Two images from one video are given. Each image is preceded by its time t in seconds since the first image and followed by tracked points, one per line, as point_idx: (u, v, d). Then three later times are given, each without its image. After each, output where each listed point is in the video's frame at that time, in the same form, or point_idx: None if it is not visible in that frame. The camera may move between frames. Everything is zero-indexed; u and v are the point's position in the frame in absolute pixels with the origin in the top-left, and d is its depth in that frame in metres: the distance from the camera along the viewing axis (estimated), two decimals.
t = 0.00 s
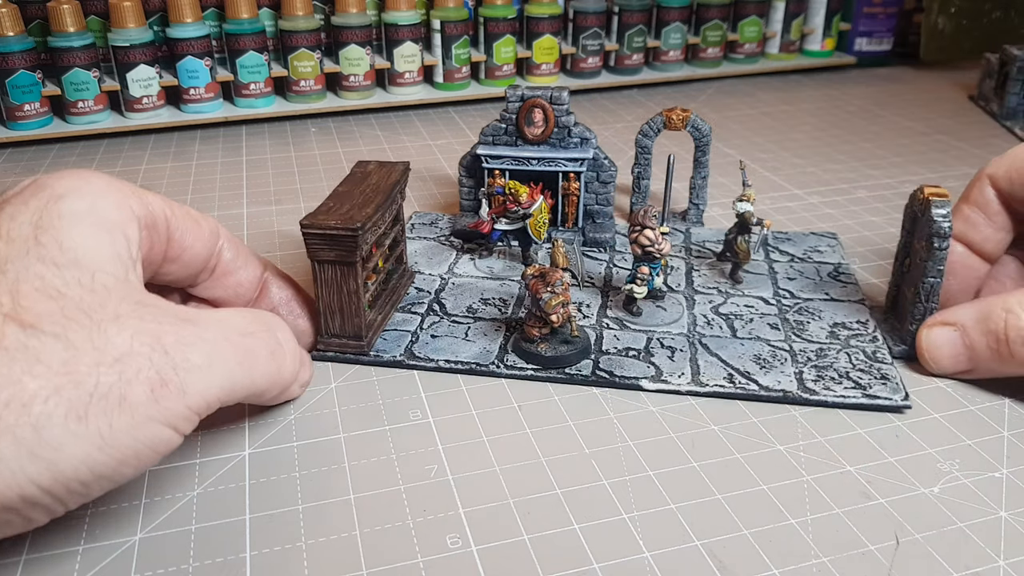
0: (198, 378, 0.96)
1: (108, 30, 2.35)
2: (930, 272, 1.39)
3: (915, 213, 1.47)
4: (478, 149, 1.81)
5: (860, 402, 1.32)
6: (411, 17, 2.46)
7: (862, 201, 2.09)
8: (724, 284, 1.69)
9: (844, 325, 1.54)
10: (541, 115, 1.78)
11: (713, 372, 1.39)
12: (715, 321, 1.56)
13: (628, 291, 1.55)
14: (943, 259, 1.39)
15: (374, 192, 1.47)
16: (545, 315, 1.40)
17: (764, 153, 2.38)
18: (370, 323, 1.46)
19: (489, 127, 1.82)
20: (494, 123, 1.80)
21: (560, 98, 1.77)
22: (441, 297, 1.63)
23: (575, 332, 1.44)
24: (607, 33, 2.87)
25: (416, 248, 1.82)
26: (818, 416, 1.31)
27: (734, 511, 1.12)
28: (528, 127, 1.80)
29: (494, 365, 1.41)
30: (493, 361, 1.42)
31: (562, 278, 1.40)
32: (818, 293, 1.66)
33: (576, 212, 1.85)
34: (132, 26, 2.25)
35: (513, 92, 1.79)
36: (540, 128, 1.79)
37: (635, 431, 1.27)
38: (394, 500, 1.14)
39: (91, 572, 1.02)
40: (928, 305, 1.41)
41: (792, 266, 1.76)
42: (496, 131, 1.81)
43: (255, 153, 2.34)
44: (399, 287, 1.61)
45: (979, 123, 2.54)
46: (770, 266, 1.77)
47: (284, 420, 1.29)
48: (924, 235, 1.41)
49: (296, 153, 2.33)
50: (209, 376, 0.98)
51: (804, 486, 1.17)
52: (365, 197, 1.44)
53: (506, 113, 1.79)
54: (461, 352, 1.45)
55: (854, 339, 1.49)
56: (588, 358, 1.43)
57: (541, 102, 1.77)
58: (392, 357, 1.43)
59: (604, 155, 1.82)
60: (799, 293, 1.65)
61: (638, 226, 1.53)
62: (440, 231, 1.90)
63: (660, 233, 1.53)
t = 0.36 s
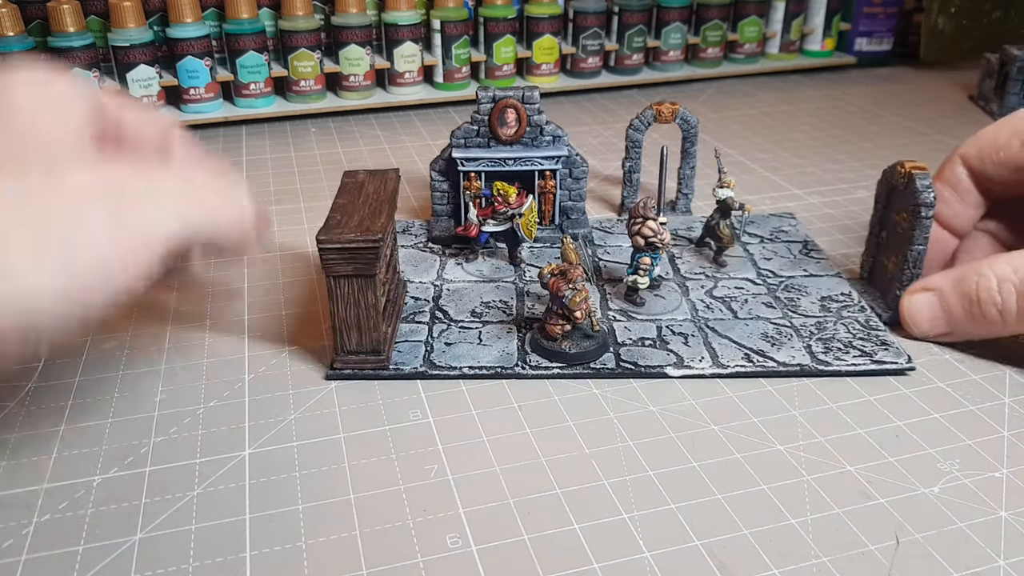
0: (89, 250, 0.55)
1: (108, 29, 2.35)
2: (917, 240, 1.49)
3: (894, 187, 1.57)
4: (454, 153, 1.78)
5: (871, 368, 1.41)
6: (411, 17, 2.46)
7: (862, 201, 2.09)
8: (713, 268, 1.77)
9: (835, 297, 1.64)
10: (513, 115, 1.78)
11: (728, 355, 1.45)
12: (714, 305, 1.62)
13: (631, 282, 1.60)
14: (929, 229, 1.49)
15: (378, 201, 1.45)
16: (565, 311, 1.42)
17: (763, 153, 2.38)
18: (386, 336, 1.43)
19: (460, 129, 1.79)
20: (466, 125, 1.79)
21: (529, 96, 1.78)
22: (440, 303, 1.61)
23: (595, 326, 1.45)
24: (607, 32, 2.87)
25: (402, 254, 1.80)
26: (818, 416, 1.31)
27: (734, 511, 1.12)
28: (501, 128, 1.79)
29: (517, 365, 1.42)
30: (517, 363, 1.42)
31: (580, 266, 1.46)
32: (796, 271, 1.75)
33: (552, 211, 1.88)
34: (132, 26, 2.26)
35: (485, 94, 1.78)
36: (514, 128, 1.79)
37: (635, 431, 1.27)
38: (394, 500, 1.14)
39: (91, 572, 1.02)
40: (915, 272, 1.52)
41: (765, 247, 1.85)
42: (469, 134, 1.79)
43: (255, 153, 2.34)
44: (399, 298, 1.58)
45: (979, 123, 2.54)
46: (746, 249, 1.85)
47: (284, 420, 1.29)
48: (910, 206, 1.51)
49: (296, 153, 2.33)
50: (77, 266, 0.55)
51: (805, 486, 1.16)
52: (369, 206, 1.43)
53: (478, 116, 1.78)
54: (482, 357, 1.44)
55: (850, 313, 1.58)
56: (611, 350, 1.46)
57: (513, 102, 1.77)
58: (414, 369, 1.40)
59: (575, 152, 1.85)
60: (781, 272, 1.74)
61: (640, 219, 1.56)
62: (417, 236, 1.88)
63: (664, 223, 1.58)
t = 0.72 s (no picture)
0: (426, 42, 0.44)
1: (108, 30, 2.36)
2: (918, 242, 1.49)
3: (897, 188, 1.57)
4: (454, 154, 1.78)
5: (871, 368, 1.41)
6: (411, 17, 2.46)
7: (862, 202, 2.08)
8: (712, 268, 1.77)
9: (835, 297, 1.64)
10: (514, 115, 1.78)
11: (728, 355, 1.45)
12: (714, 305, 1.62)
13: (631, 282, 1.60)
14: (930, 232, 1.49)
15: (377, 203, 1.45)
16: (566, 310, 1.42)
17: (764, 153, 2.38)
18: (386, 337, 1.43)
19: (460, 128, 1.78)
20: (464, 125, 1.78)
21: (529, 96, 1.78)
22: (440, 303, 1.61)
23: (594, 326, 1.45)
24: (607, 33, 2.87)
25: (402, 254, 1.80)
26: (818, 416, 1.31)
27: (734, 511, 1.12)
28: (501, 128, 1.79)
29: (518, 365, 1.42)
30: (517, 363, 1.42)
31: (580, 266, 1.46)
32: (796, 271, 1.75)
33: (552, 211, 1.88)
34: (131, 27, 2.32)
35: (485, 94, 1.78)
36: (514, 128, 1.79)
37: (635, 431, 1.27)
38: (394, 500, 1.14)
39: (91, 572, 1.02)
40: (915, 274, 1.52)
41: (765, 247, 1.85)
42: (469, 134, 1.79)
43: (256, 153, 2.34)
44: (399, 298, 1.58)
45: (980, 123, 2.54)
46: (745, 249, 1.85)
47: (284, 419, 1.29)
48: (911, 208, 1.50)
49: (296, 154, 2.33)
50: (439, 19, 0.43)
51: (804, 487, 1.16)
52: (367, 208, 1.42)
53: (478, 116, 1.77)
54: (483, 357, 1.44)
55: (849, 312, 1.58)
56: (611, 349, 1.46)
57: (513, 102, 1.77)
58: (414, 369, 1.40)
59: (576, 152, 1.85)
60: (781, 272, 1.75)
61: (639, 219, 1.56)
62: (416, 236, 1.88)
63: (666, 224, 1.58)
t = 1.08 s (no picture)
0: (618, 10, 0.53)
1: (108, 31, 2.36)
2: (918, 242, 1.49)
3: (897, 187, 1.57)
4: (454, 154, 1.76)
5: (871, 367, 1.41)
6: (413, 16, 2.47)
7: (862, 202, 2.08)
8: (712, 268, 1.77)
9: (835, 297, 1.64)
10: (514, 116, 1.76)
11: (728, 355, 1.45)
12: (714, 305, 1.62)
13: (631, 282, 1.60)
14: (930, 231, 1.49)
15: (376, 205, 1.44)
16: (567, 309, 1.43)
17: (763, 153, 2.38)
18: (386, 337, 1.43)
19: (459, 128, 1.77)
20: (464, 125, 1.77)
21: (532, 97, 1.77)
22: (440, 303, 1.61)
23: (595, 326, 1.46)
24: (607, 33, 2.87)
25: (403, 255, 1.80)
26: (819, 416, 1.31)
27: (735, 511, 1.12)
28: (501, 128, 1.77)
29: (517, 365, 1.42)
30: (517, 364, 1.42)
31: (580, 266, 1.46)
32: (796, 271, 1.75)
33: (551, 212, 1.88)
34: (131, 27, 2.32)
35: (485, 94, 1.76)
36: (514, 129, 1.76)
37: (635, 431, 1.27)
38: (394, 500, 1.14)
39: (91, 572, 1.02)
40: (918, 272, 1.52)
41: (764, 247, 1.85)
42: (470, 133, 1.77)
43: (257, 153, 2.34)
44: (399, 299, 1.58)
45: (979, 123, 2.54)
46: (745, 249, 1.85)
47: (284, 419, 1.29)
48: (911, 208, 1.50)
49: (296, 154, 2.33)
50: None
51: (805, 487, 1.16)
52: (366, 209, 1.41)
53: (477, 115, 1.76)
54: (482, 357, 1.44)
55: (849, 313, 1.58)
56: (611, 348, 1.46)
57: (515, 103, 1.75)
58: (414, 369, 1.40)
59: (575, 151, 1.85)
60: (780, 272, 1.75)
61: (639, 219, 1.57)
62: (416, 236, 1.88)
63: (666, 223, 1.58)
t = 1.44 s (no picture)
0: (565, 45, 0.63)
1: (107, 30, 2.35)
2: (908, 230, 1.50)
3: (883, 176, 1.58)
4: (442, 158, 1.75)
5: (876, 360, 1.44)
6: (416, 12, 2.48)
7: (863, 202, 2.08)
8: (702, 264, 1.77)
9: (828, 289, 1.66)
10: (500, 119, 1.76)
11: (738, 354, 1.45)
12: (712, 302, 1.62)
13: (633, 282, 1.60)
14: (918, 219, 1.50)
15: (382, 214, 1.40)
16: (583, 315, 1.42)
17: (763, 153, 2.38)
18: (399, 350, 1.39)
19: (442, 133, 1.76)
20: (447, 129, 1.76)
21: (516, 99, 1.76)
22: (441, 312, 1.60)
23: (608, 329, 1.46)
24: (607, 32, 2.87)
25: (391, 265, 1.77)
26: (819, 416, 1.31)
27: (735, 511, 1.12)
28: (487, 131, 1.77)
29: (534, 374, 1.40)
30: (533, 371, 1.40)
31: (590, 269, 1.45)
32: (785, 264, 1.76)
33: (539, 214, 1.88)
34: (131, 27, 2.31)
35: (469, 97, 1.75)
36: (500, 131, 1.77)
37: (635, 431, 1.27)
38: (394, 500, 1.14)
39: (91, 572, 1.02)
40: (907, 260, 1.53)
41: (748, 242, 1.86)
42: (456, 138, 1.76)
43: (256, 153, 2.34)
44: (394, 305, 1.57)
45: (979, 123, 2.54)
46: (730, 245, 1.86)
47: (284, 419, 1.29)
48: (900, 196, 1.51)
49: (296, 154, 2.33)
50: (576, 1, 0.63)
51: (805, 487, 1.16)
52: (371, 220, 1.37)
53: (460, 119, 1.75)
54: (497, 366, 1.42)
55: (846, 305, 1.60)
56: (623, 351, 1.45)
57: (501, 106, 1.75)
58: (430, 383, 1.37)
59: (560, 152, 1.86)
60: (769, 267, 1.75)
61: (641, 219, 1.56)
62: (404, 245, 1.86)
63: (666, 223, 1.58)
